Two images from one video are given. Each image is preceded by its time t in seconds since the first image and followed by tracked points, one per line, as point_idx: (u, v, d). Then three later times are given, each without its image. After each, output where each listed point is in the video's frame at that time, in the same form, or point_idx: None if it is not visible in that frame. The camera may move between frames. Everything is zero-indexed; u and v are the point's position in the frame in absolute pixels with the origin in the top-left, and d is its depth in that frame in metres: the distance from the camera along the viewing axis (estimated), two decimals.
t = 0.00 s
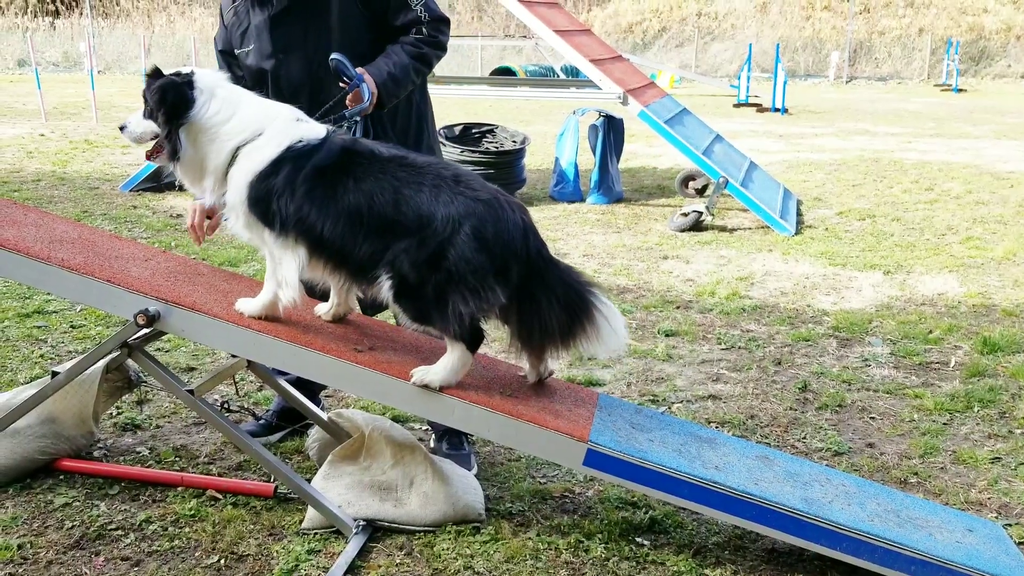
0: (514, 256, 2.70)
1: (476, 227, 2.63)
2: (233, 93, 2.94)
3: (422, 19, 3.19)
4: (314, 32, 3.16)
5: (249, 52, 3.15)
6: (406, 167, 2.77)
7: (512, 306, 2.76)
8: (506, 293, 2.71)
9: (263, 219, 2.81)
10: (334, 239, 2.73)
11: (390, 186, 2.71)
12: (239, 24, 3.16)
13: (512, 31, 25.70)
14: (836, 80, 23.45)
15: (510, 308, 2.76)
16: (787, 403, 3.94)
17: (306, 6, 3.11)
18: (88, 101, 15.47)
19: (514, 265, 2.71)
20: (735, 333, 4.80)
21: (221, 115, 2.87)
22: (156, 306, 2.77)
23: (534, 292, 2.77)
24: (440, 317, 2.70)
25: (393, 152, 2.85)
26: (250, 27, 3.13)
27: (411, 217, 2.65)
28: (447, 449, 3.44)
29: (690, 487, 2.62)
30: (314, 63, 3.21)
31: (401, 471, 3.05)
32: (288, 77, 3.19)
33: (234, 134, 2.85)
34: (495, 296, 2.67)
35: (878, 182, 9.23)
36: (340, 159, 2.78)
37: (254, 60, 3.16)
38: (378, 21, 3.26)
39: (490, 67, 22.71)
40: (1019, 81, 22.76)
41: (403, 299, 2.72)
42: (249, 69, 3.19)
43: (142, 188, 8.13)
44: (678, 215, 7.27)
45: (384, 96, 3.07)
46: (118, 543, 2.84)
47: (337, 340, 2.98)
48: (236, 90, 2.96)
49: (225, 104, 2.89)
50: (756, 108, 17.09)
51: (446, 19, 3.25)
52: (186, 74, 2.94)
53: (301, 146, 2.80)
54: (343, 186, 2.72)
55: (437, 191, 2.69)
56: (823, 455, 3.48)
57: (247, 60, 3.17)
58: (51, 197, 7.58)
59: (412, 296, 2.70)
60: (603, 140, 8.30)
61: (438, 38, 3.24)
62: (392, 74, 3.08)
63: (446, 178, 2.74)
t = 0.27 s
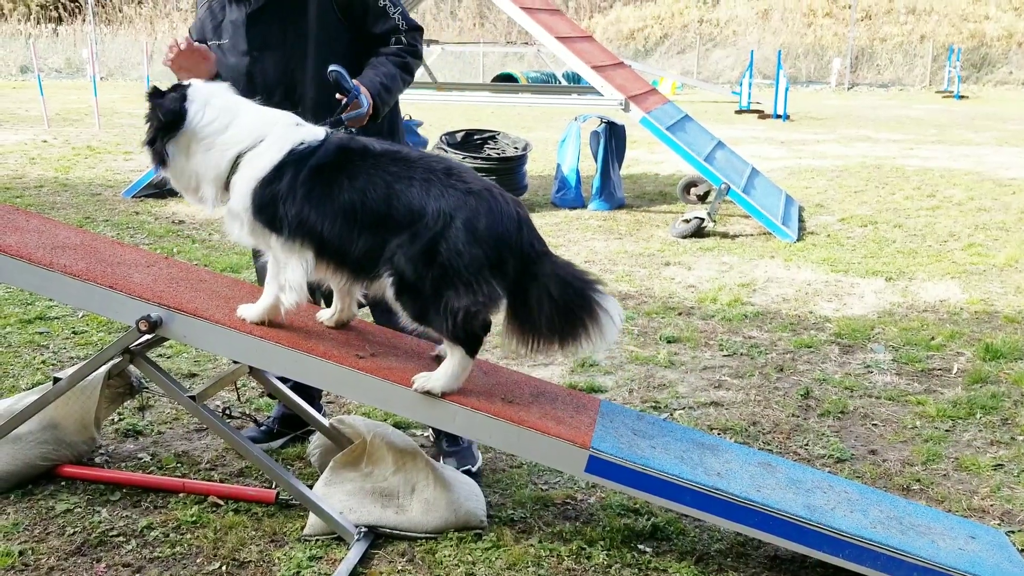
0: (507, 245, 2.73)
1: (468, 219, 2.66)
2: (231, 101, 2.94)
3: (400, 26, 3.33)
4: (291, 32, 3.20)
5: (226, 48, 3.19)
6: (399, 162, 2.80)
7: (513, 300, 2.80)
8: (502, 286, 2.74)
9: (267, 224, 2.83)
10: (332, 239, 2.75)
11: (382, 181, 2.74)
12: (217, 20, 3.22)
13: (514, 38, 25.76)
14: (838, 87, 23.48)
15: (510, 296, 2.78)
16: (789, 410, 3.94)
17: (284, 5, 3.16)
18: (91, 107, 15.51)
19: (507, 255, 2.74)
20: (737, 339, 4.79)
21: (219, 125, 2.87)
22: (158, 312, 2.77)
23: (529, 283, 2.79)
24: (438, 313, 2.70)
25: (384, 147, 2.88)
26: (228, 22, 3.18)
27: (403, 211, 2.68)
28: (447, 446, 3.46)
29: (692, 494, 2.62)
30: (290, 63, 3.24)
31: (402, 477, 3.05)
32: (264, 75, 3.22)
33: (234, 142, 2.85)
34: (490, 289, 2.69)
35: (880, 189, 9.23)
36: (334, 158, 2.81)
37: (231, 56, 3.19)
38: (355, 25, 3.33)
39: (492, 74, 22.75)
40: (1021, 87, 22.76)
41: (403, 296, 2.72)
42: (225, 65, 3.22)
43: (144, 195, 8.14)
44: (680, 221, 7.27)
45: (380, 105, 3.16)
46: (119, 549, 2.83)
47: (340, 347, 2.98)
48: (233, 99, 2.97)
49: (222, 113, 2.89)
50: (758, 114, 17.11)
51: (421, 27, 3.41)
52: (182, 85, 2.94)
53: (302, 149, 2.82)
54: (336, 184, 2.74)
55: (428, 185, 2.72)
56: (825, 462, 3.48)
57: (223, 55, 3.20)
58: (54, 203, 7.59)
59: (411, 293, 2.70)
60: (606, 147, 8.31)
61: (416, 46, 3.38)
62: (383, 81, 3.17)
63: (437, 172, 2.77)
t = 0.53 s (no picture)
0: (516, 244, 2.75)
1: (476, 212, 2.66)
2: (220, 118, 2.98)
3: (391, 30, 3.35)
4: (284, 25, 3.22)
5: (220, 38, 3.23)
6: (400, 157, 2.80)
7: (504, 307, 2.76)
8: (511, 283, 2.73)
9: (261, 230, 2.83)
10: (334, 236, 2.74)
11: (385, 177, 2.73)
12: (211, 11, 3.25)
13: (515, 44, 25.81)
14: (838, 93, 23.51)
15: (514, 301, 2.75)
16: (790, 416, 3.93)
17: None
18: (92, 112, 15.52)
19: (516, 253, 2.75)
20: (738, 345, 4.79)
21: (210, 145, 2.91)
22: (160, 317, 2.78)
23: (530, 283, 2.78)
24: (447, 313, 2.70)
25: (385, 143, 2.88)
26: (222, 13, 3.21)
27: (411, 206, 2.67)
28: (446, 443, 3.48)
29: (694, 500, 2.62)
30: (280, 57, 3.25)
31: (403, 483, 3.04)
32: (254, 66, 3.24)
33: (221, 155, 2.88)
34: (502, 286, 2.70)
35: (880, 195, 9.23)
36: (335, 155, 2.80)
37: (223, 47, 3.23)
38: (346, 25, 3.33)
39: (493, 80, 22.80)
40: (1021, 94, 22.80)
41: (411, 294, 2.71)
42: (216, 54, 3.25)
43: (145, 201, 8.15)
44: (681, 227, 7.27)
45: (366, 105, 3.17)
46: (120, 555, 2.83)
47: (340, 352, 2.97)
48: (222, 116, 3.01)
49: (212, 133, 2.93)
50: (759, 120, 17.14)
51: (412, 34, 3.42)
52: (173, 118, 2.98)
53: (286, 153, 2.82)
54: (338, 181, 2.74)
55: (435, 179, 2.72)
56: (827, 469, 3.47)
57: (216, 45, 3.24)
58: (54, 208, 7.59)
59: (421, 290, 2.69)
60: (607, 153, 8.29)
61: (407, 52, 3.39)
62: (371, 81, 3.18)
63: (441, 167, 2.78)
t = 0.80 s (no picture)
0: (511, 240, 2.77)
1: (468, 212, 2.68)
2: (224, 108, 3.01)
3: (403, 37, 3.40)
4: (297, 25, 3.22)
5: (230, 33, 3.19)
6: (388, 160, 2.83)
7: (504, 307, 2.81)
8: (510, 280, 2.76)
9: (252, 229, 2.87)
10: (326, 240, 2.79)
11: (375, 181, 2.77)
12: (223, 5, 3.21)
13: (520, 48, 25.85)
14: (843, 99, 23.50)
15: (513, 299, 2.81)
16: (796, 422, 3.92)
17: None
18: (98, 116, 15.57)
19: (512, 249, 2.77)
20: (744, 350, 4.77)
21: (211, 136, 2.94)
22: (164, 320, 2.78)
23: (526, 283, 2.83)
24: (449, 315, 2.73)
25: (375, 146, 2.90)
26: (235, 8, 3.18)
27: (401, 209, 2.71)
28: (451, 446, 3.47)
29: (699, 506, 2.61)
30: (292, 56, 3.25)
31: (407, 487, 3.04)
32: (266, 64, 3.22)
33: (219, 149, 2.91)
34: (501, 283, 2.73)
35: (886, 200, 9.22)
36: (325, 158, 2.84)
37: (234, 42, 3.19)
38: (359, 29, 3.37)
39: (498, 84, 22.83)
40: None
41: (409, 296, 2.75)
42: (226, 50, 3.22)
43: (150, 204, 8.16)
44: (686, 232, 7.26)
45: (373, 113, 3.17)
46: (123, 558, 2.82)
47: (345, 356, 2.97)
48: (226, 105, 3.03)
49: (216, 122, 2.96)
50: (764, 125, 17.13)
51: (423, 43, 3.46)
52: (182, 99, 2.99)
53: (280, 154, 2.86)
54: (326, 185, 2.78)
55: (425, 181, 2.75)
56: (833, 475, 3.45)
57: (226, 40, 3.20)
58: (60, 212, 7.60)
59: (420, 293, 2.72)
60: (611, 157, 8.28)
61: (417, 61, 3.43)
62: (379, 89, 3.19)
63: (432, 167, 2.80)
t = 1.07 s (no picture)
0: (518, 239, 2.77)
1: (474, 214, 2.68)
2: (237, 101, 3.02)
3: (429, 49, 3.40)
4: (321, 27, 3.26)
5: (256, 28, 3.25)
6: (394, 164, 2.83)
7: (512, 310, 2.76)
8: (517, 278, 2.76)
9: (258, 229, 2.90)
10: (332, 244, 2.80)
11: (380, 186, 2.77)
12: None
13: (529, 50, 25.86)
14: (853, 102, 23.43)
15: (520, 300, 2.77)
16: (806, 425, 3.90)
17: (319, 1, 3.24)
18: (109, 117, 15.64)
19: (518, 249, 2.77)
20: (754, 354, 4.76)
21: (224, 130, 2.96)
22: (175, 321, 2.78)
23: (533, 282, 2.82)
24: (457, 315, 2.74)
25: (380, 149, 2.90)
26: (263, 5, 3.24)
27: (407, 213, 2.72)
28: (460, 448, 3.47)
29: (710, 510, 2.60)
30: (313, 57, 3.28)
31: (416, 488, 3.04)
32: (287, 62, 3.27)
33: (229, 146, 2.95)
34: (508, 282, 2.73)
35: (897, 203, 9.18)
36: (331, 162, 2.84)
37: (259, 37, 3.26)
38: (384, 35, 3.39)
39: (507, 86, 22.85)
40: None
41: (418, 298, 2.75)
42: (251, 44, 3.28)
43: (161, 205, 8.19)
44: (695, 235, 7.25)
45: (386, 123, 3.21)
46: (133, 558, 2.83)
47: (354, 357, 2.97)
48: (240, 97, 3.04)
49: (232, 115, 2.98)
50: (774, 128, 17.09)
51: (448, 55, 3.48)
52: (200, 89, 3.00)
53: (287, 157, 2.87)
54: (332, 189, 2.79)
55: (430, 183, 2.75)
56: (844, 479, 3.44)
57: (252, 35, 3.27)
58: (71, 212, 7.64)
59: (428, 296, 2.73)
60: (621, 159, 8.27)
61: (439, 74, 3.45)
62: (396, 101, 3.21)
63: (437, 169, 2.80)
